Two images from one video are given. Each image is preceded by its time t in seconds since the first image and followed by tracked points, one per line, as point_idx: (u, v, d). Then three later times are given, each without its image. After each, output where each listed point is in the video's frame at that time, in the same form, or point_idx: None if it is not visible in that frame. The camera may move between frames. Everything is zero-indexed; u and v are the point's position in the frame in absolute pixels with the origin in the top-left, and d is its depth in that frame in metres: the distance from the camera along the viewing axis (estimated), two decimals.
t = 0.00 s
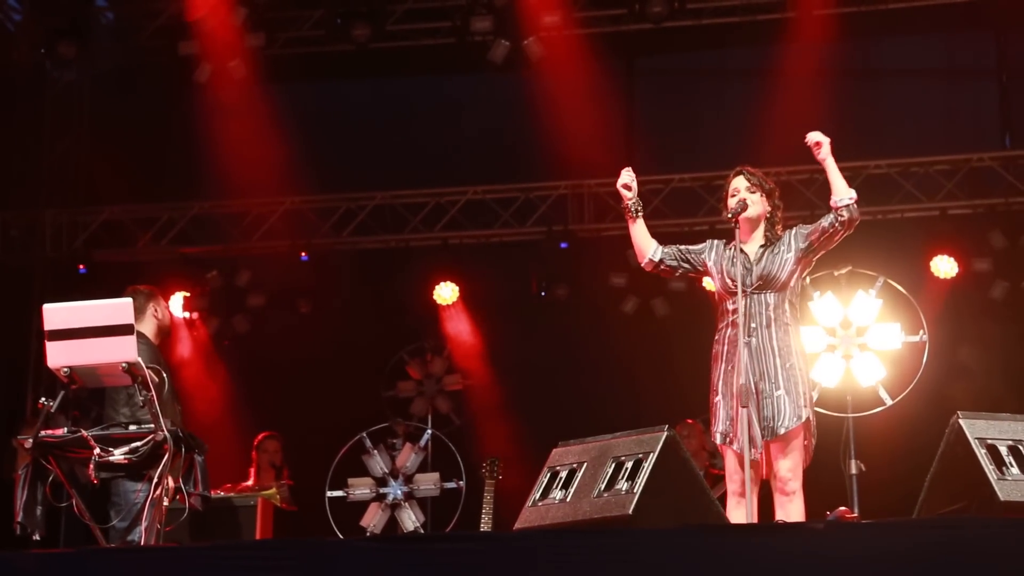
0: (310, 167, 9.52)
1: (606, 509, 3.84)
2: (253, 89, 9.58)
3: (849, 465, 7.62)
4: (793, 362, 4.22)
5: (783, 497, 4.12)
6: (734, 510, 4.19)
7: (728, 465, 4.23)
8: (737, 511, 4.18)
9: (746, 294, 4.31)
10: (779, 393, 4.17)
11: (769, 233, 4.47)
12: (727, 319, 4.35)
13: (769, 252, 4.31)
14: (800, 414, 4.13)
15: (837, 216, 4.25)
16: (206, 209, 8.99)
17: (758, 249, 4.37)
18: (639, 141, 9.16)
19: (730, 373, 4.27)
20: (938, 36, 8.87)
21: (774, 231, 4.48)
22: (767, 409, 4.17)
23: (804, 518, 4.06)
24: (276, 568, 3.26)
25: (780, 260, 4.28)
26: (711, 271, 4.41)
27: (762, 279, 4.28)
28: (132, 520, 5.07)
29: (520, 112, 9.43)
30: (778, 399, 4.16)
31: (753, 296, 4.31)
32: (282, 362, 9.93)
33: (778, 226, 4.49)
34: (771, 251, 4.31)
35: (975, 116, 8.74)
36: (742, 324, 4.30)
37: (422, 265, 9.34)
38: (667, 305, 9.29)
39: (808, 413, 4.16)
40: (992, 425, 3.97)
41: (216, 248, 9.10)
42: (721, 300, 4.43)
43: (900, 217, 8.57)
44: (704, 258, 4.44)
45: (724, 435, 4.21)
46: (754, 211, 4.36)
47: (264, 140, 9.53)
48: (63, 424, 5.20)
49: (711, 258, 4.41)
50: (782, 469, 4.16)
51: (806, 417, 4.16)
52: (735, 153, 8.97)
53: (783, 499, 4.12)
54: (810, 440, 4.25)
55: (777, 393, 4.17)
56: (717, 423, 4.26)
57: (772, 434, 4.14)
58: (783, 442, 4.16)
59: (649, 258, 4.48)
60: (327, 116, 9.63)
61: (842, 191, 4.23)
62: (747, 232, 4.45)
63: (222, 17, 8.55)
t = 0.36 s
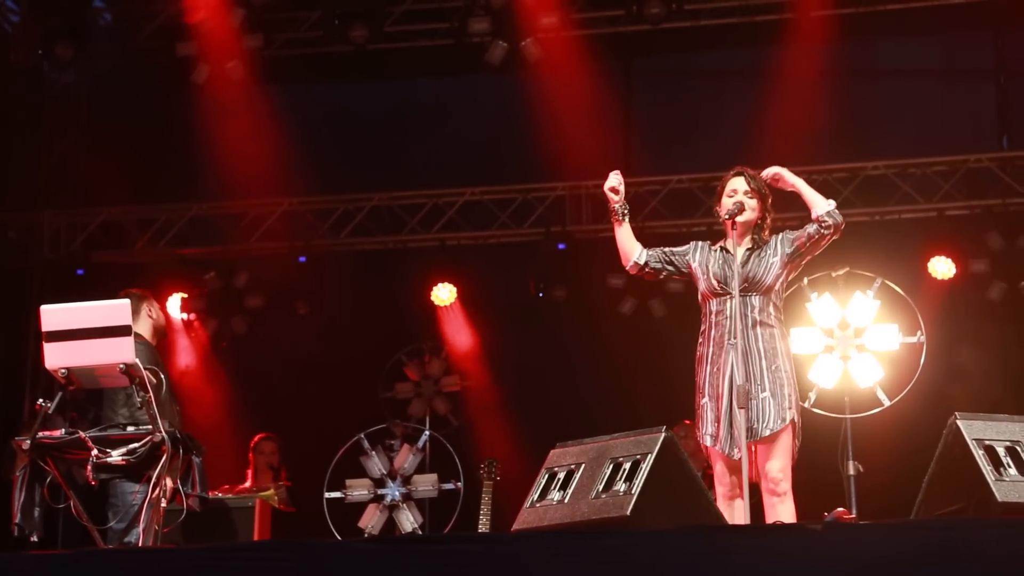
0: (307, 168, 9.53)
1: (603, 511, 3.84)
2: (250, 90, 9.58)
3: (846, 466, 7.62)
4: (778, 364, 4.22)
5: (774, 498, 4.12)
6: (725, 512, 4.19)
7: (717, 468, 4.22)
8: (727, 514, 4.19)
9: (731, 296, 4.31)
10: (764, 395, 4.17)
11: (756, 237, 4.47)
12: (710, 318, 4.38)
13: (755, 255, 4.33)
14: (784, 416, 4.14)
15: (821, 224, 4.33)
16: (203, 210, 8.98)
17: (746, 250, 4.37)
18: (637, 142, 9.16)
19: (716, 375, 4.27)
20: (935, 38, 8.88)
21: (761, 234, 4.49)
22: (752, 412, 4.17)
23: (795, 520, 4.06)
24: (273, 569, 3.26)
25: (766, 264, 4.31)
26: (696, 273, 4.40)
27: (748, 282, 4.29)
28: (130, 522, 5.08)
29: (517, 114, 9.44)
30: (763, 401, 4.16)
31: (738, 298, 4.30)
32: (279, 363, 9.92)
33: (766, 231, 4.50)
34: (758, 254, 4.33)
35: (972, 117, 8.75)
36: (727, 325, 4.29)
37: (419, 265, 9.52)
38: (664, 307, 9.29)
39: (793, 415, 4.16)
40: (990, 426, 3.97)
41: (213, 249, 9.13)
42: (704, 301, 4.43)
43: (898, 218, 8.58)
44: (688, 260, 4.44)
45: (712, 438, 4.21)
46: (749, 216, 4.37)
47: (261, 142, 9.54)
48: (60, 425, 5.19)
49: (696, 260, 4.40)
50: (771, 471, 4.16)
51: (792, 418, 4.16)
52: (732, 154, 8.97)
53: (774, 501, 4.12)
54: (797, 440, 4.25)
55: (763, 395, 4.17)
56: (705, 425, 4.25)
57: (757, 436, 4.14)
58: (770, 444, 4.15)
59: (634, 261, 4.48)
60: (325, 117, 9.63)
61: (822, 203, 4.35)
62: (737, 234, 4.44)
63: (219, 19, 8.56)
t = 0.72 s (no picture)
0: (307, 168, 9.52)
1: (602, 510, 3.84)
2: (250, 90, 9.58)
3: (846, 466, 7.61)
4: (778, 363, 4.23)
5: (773, 498, 4.12)
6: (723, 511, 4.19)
7: (715, 466, 4.22)
8: (725, 513, 4.19)
9: (728, 295, 4.31)
10: (765, 395, 4.17)
11: (747, 238, 4.45)
12: (705, 318, 4.37)
13: (750, 255, 4.34)
14: (785, 416, 4.14)
15: (813, 224, 4.38)
16: (203, 210, 8.98)
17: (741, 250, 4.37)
18: (636, 142, 9.17)
19: (714, 375, 4.26)
20: (934, 38, 8.89)
21: (751, 235, 4.46)
22: (753, 411, 4.17)
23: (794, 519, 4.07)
24: (274, 568, 3.26)
25: (761, 263, 4.32)
26: (689, 274, 4.38)
27: (745, 281, 4.31)
28: (129, 522, 5.09)
29: (517, 114, 9.44)
30: (763, 401, 4.17)
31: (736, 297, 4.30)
32: (278, 363, 9.92)
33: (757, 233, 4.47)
34: (754, 254, 4.35)
35: (972, 118, 8.75)
36: (725, 324, 4.29)
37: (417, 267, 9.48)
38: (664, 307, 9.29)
39: (792, 415, 4.17)
40: (989, 426, 3.97)
41: (213, 248, 9.13)
42: (697, 300, 4.42)
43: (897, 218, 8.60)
44: (680, 261, 4.42)
45: (711, 437, 4.20)
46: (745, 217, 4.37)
47: (261, 142, 9.54)
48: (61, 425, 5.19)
49: (688, 260, 4.38)
50: (768, 470, 4.15)
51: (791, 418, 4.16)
52: (732, 154, 8.97)
53: (772, 500, 4.12)
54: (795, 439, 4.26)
55: (763, 395, 4.17)
56: (703, 424, 4.24)
57: (757, 436, 4.15)
58: (770, 444, 4.15)
59: (625, 265, 4.47)
60: (324, 117, 9.63)
61: (813, 203, 4.40)
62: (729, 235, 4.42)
63: (219, 18, 8.55)
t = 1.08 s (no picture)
0: (307, 168, 9.52)
1: (603, 511, 3.84)
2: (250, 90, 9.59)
3: (846, 467, 7.61)
4: (779, 363, 4.24)
5: (774, 498, 4.12)
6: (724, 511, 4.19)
7: (716, 467, 4.22)
8: (726, 514, 4.18)
9: (729, 295, 4.31)
10: (766, 395, 4.17)
11: (745, 239, 4.43)
12: (706, 319, 4.36)
13: (749, 255, 4.35)
14: (786, 416, 4.14)
15: (812, 224, 4.40)
16: (203, 211, 8.98)
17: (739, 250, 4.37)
18: (637, 142, 9.17)
19: (716, 375, 4.25)
20: (934, 38, 8.89)
21: (749, 236, 4.44)
22: (754, 411, 4.17)
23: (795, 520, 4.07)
24: (274, 570, 3.26)
25: (760, 263, 4.33)
26: (689, 275, 4.38)
27: (745, 281, 4.30)
28: (130, 522, 5.08)
29: (517, 114, 9.44)
30: (765, 401, 4.17)
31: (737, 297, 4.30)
32: (279, 363, 9.91)
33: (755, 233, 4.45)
34: (753, 254, 4.35)
35: (972, 118, 8.75)
36: (725, 324, 4.29)
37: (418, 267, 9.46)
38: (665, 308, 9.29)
39: (793, 415, 4.17)
40: (989, 427, 3.97)
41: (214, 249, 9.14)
42: (697, 301, 4.42)
43: (898, 218, 8.59)
44: (679, 262, 4.42)
45: (713, 437, 4.19)
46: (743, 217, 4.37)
47: (262, 142, 9.54)
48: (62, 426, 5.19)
49: (687, 261, 4.39)
50: (769, 471, 4.14)
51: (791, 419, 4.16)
52: (733, 154, 8.97)
53: (773, 501, 4.12)
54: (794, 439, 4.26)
55: (765, 395, 4.17)
56: (704, 425, 4.23)
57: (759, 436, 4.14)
58: (771, 444, 4.15)
59: (624, 266, 4.48)
60: (324, 118, 9.63)
61: (810, 204, 4.42)
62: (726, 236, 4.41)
63: (219, 19, 8.54)
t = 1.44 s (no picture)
0: (311, 166, 9.52)
1: (607, 509, 3.84)
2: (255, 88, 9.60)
3: (851, 465, 7.60)
4: (782, 362, 4.23)
5: (778, 497, 4.11)
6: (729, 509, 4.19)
7: (721, 465, 4.22)
8: (730, 512, 4.19)
9: (733, 294, 4.30)
10: (768, 393, 4.16)
11: (752, 237, 4.43)
12: (710, 317, 4.36)
13: (754, 254, 4.34)
14: (789, 414, 4.13)
15: (812, 221, 4.36)
16: (208, 208, 8.99)
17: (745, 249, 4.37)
18: (641, 140, 9.17)
19: (719, 374, 4.25)
20: (939, 36, 8.88)
21: (756, 235, 4.46)
22: (757, 409, 4.16)
23: (800, 517, 4.06)
24: (280, 566, 3.26)
25: (765, 262, 4.31)
26: (695, 274, 4.39)
27: (749, 280, 4.30)
28: (135, 520, 5.07)
29: (521, 112, 9.44)
30: (767, 399, 4.16)
31: (740, 296, 4.29)
32: (283, 361, 9.92)
33: (763, 231, 4.47)
34: (758, 253, 4.34)
35: (977, 116, 8.74)
36: (729, 323, 4.28)
37: (422, 265, 9.48)
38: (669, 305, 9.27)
39: (797, 413, 4.16)
40: (994, 425, 3.97)
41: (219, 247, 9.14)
42: (702, 300, 4.42)
43: (902, 216, 8.58)
44: (684, 261, 4.43)
45: (717, 436, 4.19)
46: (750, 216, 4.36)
47: (266, 140, 9.54)
48: (66, 422, 5.18)
49: (692, 260, 4.40)
50: (773, 469, 4.14)
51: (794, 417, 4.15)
52: (737, 152, 8.96)
53: (777, 499, 4.11)
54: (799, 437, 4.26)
55: (767, 393, 4.16)
56: (708, 424, 4.23)
57: (762, 434, 4.14)
58: (775, 442, 4.15)
59: (631, 268, 4.49)
60: (329, 116, 9.64)
61: (812, 200, 4.40)
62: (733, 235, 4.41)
63: (223, 17, 8.54)
